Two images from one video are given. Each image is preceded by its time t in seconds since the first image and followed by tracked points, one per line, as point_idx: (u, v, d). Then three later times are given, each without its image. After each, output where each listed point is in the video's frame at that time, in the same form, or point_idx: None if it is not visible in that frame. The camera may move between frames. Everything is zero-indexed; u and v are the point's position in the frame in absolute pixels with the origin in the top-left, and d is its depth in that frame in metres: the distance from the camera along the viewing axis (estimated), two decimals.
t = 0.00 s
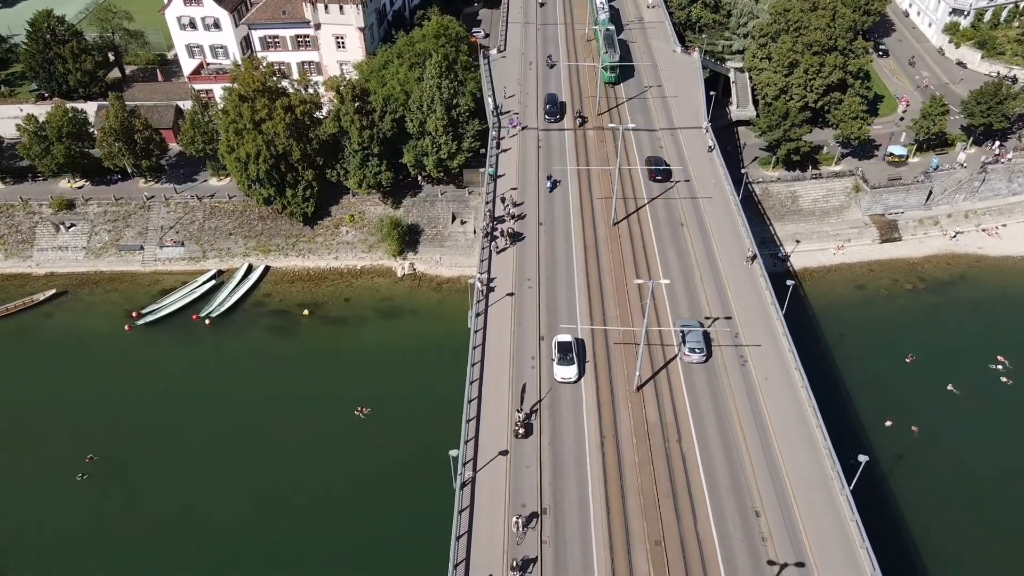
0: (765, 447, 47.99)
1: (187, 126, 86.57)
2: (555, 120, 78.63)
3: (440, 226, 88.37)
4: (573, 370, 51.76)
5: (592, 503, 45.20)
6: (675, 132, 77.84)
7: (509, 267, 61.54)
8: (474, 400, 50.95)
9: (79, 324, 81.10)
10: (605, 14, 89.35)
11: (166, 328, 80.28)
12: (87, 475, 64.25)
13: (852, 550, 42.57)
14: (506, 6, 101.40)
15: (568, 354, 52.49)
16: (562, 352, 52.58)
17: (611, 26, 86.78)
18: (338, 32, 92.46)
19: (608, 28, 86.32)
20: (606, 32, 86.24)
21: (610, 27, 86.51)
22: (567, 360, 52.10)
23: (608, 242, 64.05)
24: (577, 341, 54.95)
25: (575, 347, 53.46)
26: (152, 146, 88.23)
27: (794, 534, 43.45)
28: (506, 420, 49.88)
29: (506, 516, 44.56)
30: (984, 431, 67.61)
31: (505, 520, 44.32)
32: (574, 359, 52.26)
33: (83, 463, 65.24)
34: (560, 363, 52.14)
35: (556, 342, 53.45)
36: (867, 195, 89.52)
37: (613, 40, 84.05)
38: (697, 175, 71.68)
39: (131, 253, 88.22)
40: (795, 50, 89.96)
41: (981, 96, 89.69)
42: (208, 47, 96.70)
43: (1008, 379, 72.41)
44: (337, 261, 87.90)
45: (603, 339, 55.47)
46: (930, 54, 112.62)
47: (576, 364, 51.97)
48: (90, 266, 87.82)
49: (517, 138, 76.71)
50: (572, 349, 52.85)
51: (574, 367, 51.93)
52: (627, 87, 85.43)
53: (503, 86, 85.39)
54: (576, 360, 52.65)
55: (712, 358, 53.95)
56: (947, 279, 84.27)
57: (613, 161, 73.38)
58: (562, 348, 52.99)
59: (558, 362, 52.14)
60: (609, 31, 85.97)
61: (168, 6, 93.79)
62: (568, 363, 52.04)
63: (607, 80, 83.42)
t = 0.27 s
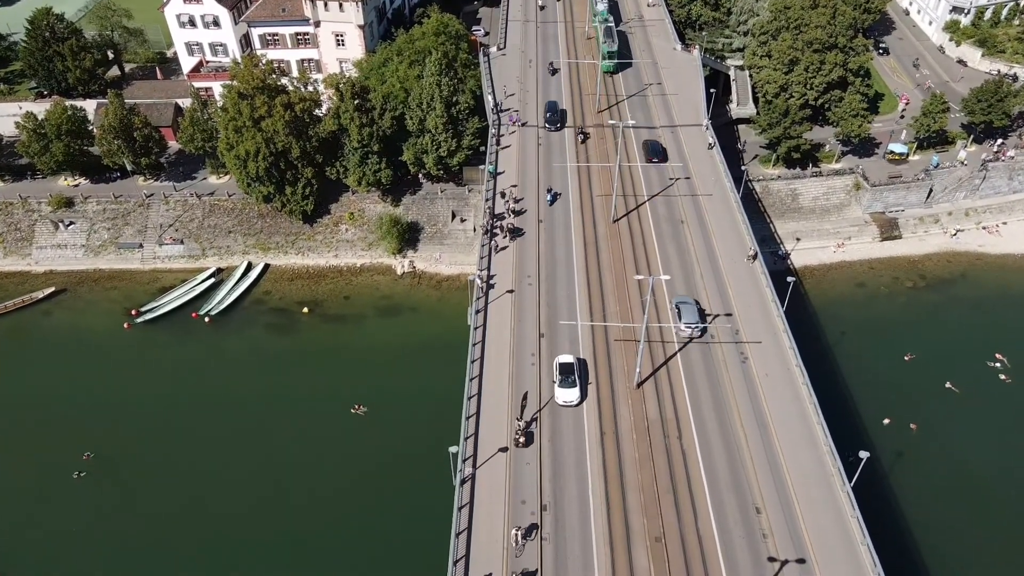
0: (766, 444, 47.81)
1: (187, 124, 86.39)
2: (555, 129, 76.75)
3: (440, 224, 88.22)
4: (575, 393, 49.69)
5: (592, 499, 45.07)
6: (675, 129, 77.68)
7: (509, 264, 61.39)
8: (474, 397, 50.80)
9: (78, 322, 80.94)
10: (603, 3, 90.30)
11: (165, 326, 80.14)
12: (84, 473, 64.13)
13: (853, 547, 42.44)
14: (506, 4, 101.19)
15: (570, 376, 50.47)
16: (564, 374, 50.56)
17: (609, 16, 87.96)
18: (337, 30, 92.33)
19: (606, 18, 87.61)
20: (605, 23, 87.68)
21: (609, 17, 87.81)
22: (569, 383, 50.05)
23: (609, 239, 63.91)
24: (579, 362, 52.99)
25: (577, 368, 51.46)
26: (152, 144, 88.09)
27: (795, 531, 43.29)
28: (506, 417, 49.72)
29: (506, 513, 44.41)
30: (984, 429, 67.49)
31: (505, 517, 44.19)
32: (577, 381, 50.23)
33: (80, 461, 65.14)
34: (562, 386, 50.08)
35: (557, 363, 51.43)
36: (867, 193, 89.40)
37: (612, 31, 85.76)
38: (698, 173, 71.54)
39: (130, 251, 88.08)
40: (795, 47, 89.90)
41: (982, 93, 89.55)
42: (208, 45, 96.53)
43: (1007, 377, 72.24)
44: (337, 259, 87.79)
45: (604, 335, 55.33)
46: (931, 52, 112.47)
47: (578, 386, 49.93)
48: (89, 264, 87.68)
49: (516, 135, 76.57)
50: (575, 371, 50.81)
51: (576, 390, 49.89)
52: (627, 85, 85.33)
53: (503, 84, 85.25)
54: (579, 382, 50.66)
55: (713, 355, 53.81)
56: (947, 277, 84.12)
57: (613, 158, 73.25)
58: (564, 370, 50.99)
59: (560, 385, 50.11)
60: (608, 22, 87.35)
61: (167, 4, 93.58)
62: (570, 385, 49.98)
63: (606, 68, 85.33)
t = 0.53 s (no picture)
0: (767, 440, 47.65)
1: (186, 120, 86.19)
2: (556, 140, 74.40)
3: (440, 221, 88.06)
4: (578, 425, 47.43)
5: (592, 494, 44.93)
6: (676, 126, 77.49)
7: (509, 260, 61.25)
8: (473, 392, 50.62)
9: (77, 319, 80.78)
10: None
11: (164, 323, 79.96)
12: (80, 469, 63.92)
13: (854, 542, 42.28)
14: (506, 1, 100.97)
15: (572, 406, 48.16)
16: (567, 405, 48.24)
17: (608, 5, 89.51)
18: (337, 27, 92.19)
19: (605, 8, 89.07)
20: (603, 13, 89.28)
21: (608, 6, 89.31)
22: (571, 414, 47.75)
23: (609, 234, 63.78)
24: (582, 390, 50.63)
25: (580, 397, 49.11)
26: (151, 140, 87.89)
27: (796, 526, 43.12)
28: (506, 412, 49.55)
29: (505, 508, 44.25)
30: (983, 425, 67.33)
31: (505, 513, 44.02)
32: (580, 413, 47.91)
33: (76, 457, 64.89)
34: (565, 417, 47.80)
35: (559, 393, 49.08)
36: (868, 190, 89.28)
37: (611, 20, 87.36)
38: (698, 169, 71.39)
39: (129, 248, 87.92)
40: (796, 44, 89.81)
41: (983, 90, 89.37)
42: (207, 42, 96.36)
43: (1005, 374, 72.03)
44: (337, 256, 87.61)
45: (604, 330, 55.19)
46: (931, 50, 112.29)
47: (582, 418, 47.64)
48: (88, 261, 87.52)
49: (516, 132, 76.40)
50: (577, 402, 48.45)
51: (579, 422, 47.60)
52: (627, 81, 85.19)
53: (503, 81, 85.11)
54: (582, 412, 48.36)
55: (713, 350, 53.68)
56: (948, 274, 83.95)
57: (613, 154, 73.12)
58: (566, 400, 48.62)
59: (562, 416, 47.85)
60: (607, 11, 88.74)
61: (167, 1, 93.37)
62: (573, 417, 47.70)
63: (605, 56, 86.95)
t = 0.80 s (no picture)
0: (768, 436, 47.48)
1: (185, 118, 86.04)
2: (556, 151, 72.26)
3: (440, 218, 87.93)
4: (580, 455, 45.33)
5: (592, 489, 44.81)
6: (676, 123, 77.33)
7: (509, 256, 61.10)
8: (473, 389, 50.49)
9: (75, 317, 80.63)
10: None
11: (163, 321, 79.81)
12: (77, 466, 63.73)
13: (856, 538, 42.13)
14: None
15: (574, 436, 46.03)
16: (568, 434, 46.12)
17: None
18: (337, 24, 92.08)
19: None
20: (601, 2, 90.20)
21: None
22: (573, 444, 45.66)
23: (609, 231, 63.62)
24: (584, 417, 48.42)
25: (582, 425, 46.94)
26: (150, 138, 87.72)
27: (797, 522, 42.96)
28: (506, 409, 49.36)
29: (505, 504, 44.11)
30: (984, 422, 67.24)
31: (504, 509, 43.88)
32: (583, 442, 45.78)
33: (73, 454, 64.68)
34: (566, 447, 45.73)
35: (561, 421, 46.96)
36: (869, 187, 89.16)
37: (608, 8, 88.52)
38: (698, 165, 71.24)
39: (128, 246, 87.78)
40: (796, 41, 89.77)
41: (983, 87, 89.24)
42: (207, 40, 96.24)
43: (1003, 371, 71.89)
44: (336, 254, 87.45)
45: (604, 326, 55.04)
46: (931, 47, 112.19)
47: (584, 448, 45.54)
48: (87, 259, 87.38)
49: (516, 128, 76.32)
50: (579, 430, 46.33)
51: (581, 452, 45.52)
52: (627, 78, 85.01)
53: (503, 78, 84.96)
54: (584, 441, 46.23)
55: (714, 346, 53.50)
56: (949, 272, 83.82)
57: (613, 150, 73.00)
58: (568, 429, 46.54)
59: (563, 446, 45.77)
60: None
61: None
62: (575, 447, 45.61)
63: (602, 43, 87.42)
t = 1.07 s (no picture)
0: (769, 432, 47.36)
1: (184, 115, 85.87)
2: (558, 161, 70.56)
3: (439, 216, 87.79)
4: (583, 485, 43.60)
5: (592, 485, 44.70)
6: (676, 120, 77.18)
7: (509, 253, 60.98)
8: (473, 385, 50.37)
9: (74, 315, 80.47)
10: None
11: (162, 319, 79.66)
12: (72, 464, 63.50)
13: (857, 534, 42.02)
14: None
15: (577, 463, 44.22)
16: (570, 462, 44.31)
17: None
18: (336, 22, 91.98)
19: None
20: None
21: None
22: (575, 472, 43.91)
23: (609, 228, 63.48)
24: (588, 444, 46.59)
25: (585, 452, 45.10)
26: (149, 136, 87.58)
27: (798, 518, 42.83)
28: (506, 406, 49.21)
29: (505, 501, 43.98)
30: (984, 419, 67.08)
31: (504, 505, 43.75)
32: (585, 471, 44.07)
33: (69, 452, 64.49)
34: (568, 476, 43.98)
35: (562, 448, 45.12)
36: (869, 185, 89.02)
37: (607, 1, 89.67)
38: (698, 162, 71.10)
39: (128, 244, 87.64)
40: (796, 39, 89.71)
41: (984, 85, 89.10)
42: (206, 37, 96.10)
43: (1001, 369, 71.70)
44: (336, 252, 87.31)
45: (604, 322, 54.92)
46: (932, 46, 112.07)
47: (587, 477, 43.81)
48: (86, 257, 87.24)
49: (515, 126, 76.21)
50: (582, 458, 44.51)
51: (584, 481, 43.75)
52: (627, 76, 84.85)
53: (503, 76, 84.82)
54: (587, 468, 44.46)
55: (715, 343, 53.40)
56: (949, 270, 83.67)
57: (613, 148, 72.90)
58: (569, 456, 44.67)
59: (565, 474, 44.00)
60: None
61: None
62: (577, 475, 43.87)
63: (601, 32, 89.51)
